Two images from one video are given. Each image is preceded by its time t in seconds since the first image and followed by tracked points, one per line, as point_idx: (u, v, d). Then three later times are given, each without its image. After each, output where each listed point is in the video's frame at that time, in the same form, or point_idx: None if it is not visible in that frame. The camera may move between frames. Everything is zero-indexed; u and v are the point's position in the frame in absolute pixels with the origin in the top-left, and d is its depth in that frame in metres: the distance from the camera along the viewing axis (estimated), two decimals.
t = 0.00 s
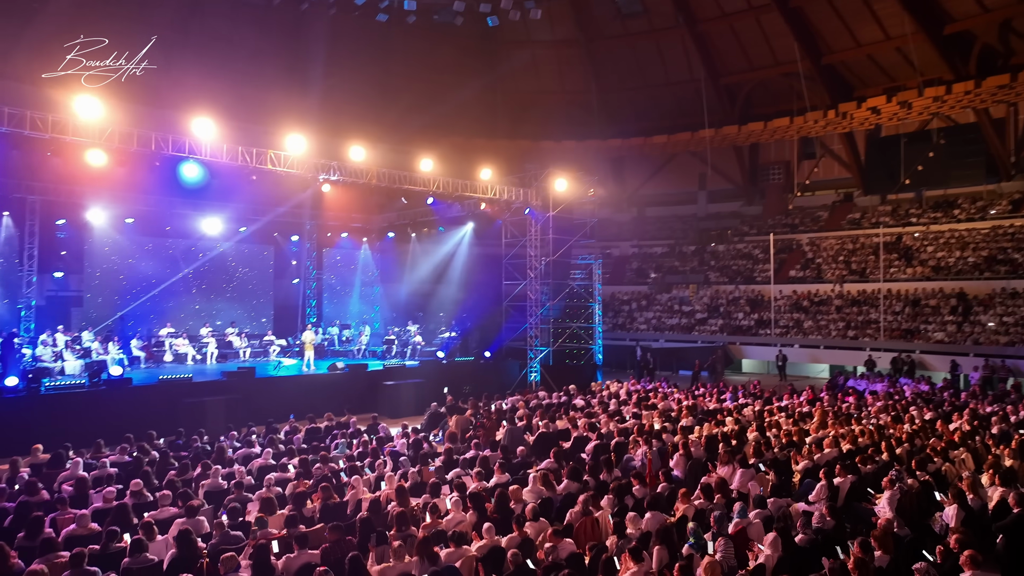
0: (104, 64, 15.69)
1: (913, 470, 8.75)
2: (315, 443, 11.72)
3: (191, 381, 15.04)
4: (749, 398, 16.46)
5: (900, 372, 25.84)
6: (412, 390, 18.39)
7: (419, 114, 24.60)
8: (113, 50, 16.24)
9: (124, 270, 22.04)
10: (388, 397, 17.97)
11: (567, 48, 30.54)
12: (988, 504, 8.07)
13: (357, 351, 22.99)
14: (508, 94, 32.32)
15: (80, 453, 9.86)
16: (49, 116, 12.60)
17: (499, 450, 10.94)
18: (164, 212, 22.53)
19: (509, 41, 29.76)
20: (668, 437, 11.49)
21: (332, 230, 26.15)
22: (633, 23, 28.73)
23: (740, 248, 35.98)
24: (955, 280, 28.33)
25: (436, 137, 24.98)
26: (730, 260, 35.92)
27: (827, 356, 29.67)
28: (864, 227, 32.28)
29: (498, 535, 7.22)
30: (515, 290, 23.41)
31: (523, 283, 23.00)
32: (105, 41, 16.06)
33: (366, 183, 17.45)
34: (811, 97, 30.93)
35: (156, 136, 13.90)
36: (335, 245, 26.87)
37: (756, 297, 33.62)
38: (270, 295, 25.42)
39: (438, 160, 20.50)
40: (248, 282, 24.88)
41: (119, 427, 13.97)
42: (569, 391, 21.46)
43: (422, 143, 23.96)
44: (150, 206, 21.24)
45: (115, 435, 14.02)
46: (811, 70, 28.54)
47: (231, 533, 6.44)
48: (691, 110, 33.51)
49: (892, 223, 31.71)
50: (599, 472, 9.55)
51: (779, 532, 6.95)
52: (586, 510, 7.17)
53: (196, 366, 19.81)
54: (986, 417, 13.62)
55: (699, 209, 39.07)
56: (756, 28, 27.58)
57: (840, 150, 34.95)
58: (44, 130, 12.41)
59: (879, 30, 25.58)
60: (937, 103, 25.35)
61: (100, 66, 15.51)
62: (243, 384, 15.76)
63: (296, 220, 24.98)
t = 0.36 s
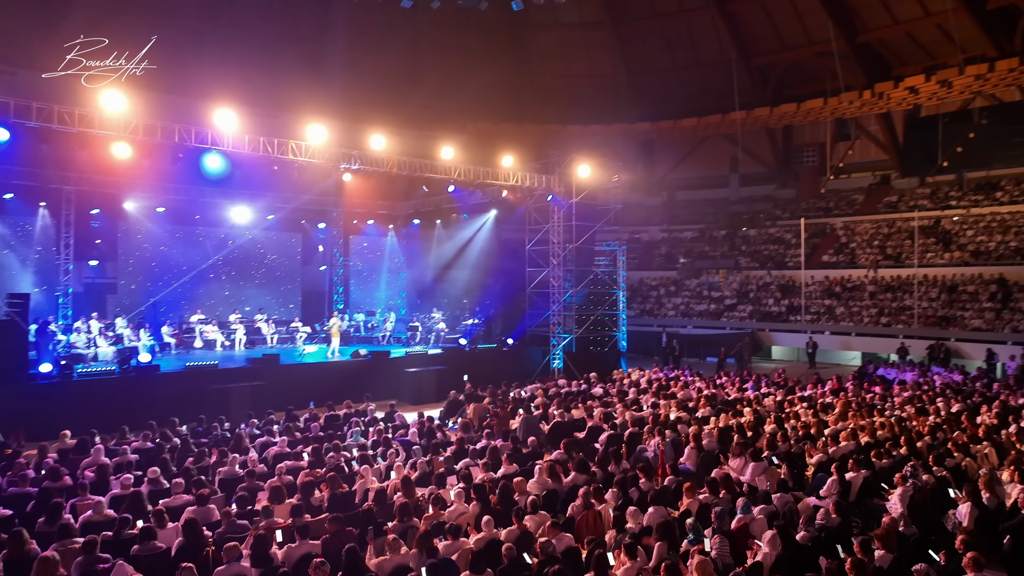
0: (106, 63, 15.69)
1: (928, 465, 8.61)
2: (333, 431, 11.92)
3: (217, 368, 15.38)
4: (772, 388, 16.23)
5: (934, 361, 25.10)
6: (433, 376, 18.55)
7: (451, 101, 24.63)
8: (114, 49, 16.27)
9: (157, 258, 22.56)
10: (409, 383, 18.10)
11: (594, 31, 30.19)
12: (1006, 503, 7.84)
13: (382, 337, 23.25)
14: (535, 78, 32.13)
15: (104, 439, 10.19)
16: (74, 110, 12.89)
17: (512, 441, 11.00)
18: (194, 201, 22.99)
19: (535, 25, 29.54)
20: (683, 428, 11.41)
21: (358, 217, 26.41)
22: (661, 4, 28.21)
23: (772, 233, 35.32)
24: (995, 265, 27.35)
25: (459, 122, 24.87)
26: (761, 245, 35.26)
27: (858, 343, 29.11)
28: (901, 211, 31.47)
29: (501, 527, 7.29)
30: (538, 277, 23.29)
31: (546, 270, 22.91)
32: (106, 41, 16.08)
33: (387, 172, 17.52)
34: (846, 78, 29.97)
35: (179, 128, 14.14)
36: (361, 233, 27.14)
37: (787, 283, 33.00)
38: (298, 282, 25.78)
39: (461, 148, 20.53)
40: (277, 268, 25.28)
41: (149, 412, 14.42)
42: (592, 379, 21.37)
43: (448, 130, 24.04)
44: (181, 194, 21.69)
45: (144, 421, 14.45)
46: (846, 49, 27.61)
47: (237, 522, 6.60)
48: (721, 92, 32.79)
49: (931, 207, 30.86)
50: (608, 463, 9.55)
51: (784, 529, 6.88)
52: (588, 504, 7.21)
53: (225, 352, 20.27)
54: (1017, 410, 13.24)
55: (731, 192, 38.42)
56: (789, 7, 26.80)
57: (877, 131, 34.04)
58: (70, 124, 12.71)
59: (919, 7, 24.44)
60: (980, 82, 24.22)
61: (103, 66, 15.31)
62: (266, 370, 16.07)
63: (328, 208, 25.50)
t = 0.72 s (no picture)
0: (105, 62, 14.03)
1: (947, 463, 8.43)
2: (353, 420, 12.13)
3: (243, 355, 15.73)
4: (797, 378, 15.98)
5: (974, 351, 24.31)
6: (457, 364, 18.60)
7: (477, 85, 24.35)
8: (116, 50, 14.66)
9: (190, 246, 23.09)
10: (433, 372, 18.19)
11: (625, 13, 29.92)
12: None
13: (409, 326, 23.49)
14: (565, 62, 32.00)
15: (131, 426, 10.55)
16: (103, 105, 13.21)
17: (527, 431, 11.05)
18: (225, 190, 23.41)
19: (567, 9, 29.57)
20: (699, 421, 11.33)
21: (385, 204, 26.68)
22: None
23: (807, 218, 34.38)
24: None
25: (487, 105, 24.55)
26: (796, 231, 34.45)
27: (895, 332, 28.48)
28: (943, 195, 30.13)
29: (505, 520, 7.35)
30: (564, 265, 23.18)
31: (572, 258, 22.81)
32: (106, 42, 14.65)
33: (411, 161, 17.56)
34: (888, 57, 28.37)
35: (204, 121, 14.40)
36: (389, 221, 27.43)
37: (821, 270, 32.26)
38: (327, 270, 26.16)
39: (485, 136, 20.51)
40: (307, 256, 25.66)
41: (179, 399, 14.87)
42: (618, 368, 21.43)
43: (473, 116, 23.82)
44: (213, 184, 22.12)
45: (175, 407, 14.91)
46: (887, 27, 26.43)
47: (245, 513, 6.78)
48: (756, 74, 31.79)
49: (976, 189, 29.37)
50: (618, 456, 9.52)
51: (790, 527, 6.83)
52: (592, 499, 7.23)
53: (255, 339, 20.74)
54: None
55: (767, 176, 37.58)
56: None
57: (920, 113, 33.00)
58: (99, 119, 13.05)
59: None
60: None
61: (102, 65, 13.69)
62: (291, 358, 16.39)
63: (356, 198, 26.01)
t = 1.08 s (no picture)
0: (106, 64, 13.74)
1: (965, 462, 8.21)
2: (371, 409, 12.31)
3: (269, 343, 16.07)
4: (822, 370, 15.65)
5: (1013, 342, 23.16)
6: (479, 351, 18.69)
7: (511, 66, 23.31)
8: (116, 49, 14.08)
9: (223, 234, 23.55)
10: (456, 358, 18.35)
11: None
12: None
13: (434, 312, 23.68)
14: (597, 45, 31.89)
15: (157, 412, 10.90)
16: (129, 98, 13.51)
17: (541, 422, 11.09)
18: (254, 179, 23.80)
19: None
20: (715, 413, 11.21)
21: (412, 191, 26.85)
22: None
23: (845, 202, 33.30)
24: None
25: (519, 87, 23.70)
26: (833, 216, 33.50)
27: (933, 321, 27.77)
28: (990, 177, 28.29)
29: (507, 512, 7.41)
30: (589, 252, 23.06)
31: (596, 244, 22.69)
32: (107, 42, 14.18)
33: (433, 149, 17.57)
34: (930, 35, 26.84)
35: (227, 112, 14.64)
36: (416, 207, 27.60)
37: (857, 256, 31.43)
38: (355, 257, 26.48)
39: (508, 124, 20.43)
40: (336, 243, 25.99)
41: (206, 384, 15.28)
42: (642, 356, 21.34)
43: (499, 101, 23.11)
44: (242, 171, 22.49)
45: (203, 391, 15.32)
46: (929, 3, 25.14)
47: (251, 501, 6.94)
48: (791, 54, 30.84)
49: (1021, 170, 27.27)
50: (628, 448, 9.52)
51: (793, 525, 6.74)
52: (592, 493, 7.25)
53: (283, 325, 21.17)
54: None
55: (803, 159, 36.60)
56: None
57: (965, 92, 31.41)
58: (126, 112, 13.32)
59: None
60: None
61: (102, 66, 13.59)
62: (315, 345, 16.69)
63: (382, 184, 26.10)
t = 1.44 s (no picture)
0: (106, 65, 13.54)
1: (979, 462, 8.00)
2: (386, 398, 12.47)
3: (292, 330, 16.37)
4: (845, 362, 15.31)
5: None
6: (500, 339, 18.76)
7: (535, 52, 22.57)
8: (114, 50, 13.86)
9: (252, 222, 23.97)
10: (476, 346, 18.45)
11: None
12: None
13: (458, 300, 23.82)
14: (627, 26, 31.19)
15: (178, 399, 11.23)
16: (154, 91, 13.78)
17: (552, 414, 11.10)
18: (282, 167, 24.10)
19: None
20: (728, 407, 11.06)
21: (438, 178, 26.92)
22: None
23: (882, 186, 32.33)
24: None
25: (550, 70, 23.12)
26: (869, 201, 32.57)
27: (972, 309, 26.89)
28: None
29: (506, 506, 7.47)
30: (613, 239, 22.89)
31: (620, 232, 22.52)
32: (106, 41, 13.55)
33: (453, 138, 17.55)
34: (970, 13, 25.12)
35: (249, 104, 14.85)
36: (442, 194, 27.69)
37: (894, 243, 30.54)
38: (382, 244, 26.71)
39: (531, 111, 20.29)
40: (362, 230, 26.24)
41: (230, 371, 15.66)
42: (666, 345, 21.21)
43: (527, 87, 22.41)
44: (270, 160, 22.77)
45: (229, 378, 15.71)
46: None
47: (255, 492, 7.12)
48: (827, 34, 29.84)
49: None
50: (636, 442, 9.48)
51: (791, 526, 6.67)
52: (591, 488, 7.25)
53: (309, 312, 21.56)
54: None
55: (841, 142, 35.35)
56: None
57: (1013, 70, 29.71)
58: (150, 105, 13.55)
59: None
60: None
61: (102, 65, 13.48)
62: (337, 333, 16.94)
63: (408, 171, 26.26)
